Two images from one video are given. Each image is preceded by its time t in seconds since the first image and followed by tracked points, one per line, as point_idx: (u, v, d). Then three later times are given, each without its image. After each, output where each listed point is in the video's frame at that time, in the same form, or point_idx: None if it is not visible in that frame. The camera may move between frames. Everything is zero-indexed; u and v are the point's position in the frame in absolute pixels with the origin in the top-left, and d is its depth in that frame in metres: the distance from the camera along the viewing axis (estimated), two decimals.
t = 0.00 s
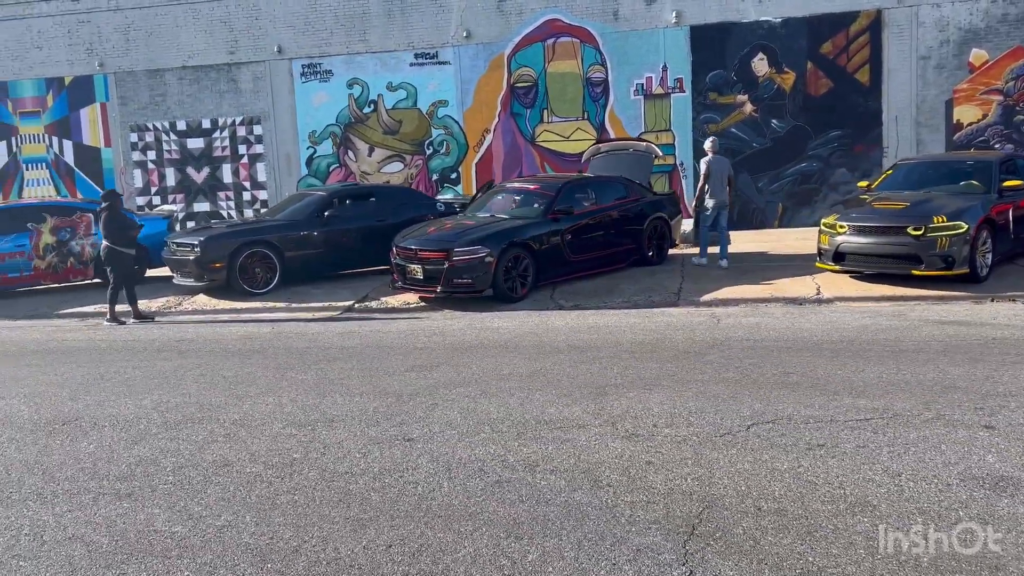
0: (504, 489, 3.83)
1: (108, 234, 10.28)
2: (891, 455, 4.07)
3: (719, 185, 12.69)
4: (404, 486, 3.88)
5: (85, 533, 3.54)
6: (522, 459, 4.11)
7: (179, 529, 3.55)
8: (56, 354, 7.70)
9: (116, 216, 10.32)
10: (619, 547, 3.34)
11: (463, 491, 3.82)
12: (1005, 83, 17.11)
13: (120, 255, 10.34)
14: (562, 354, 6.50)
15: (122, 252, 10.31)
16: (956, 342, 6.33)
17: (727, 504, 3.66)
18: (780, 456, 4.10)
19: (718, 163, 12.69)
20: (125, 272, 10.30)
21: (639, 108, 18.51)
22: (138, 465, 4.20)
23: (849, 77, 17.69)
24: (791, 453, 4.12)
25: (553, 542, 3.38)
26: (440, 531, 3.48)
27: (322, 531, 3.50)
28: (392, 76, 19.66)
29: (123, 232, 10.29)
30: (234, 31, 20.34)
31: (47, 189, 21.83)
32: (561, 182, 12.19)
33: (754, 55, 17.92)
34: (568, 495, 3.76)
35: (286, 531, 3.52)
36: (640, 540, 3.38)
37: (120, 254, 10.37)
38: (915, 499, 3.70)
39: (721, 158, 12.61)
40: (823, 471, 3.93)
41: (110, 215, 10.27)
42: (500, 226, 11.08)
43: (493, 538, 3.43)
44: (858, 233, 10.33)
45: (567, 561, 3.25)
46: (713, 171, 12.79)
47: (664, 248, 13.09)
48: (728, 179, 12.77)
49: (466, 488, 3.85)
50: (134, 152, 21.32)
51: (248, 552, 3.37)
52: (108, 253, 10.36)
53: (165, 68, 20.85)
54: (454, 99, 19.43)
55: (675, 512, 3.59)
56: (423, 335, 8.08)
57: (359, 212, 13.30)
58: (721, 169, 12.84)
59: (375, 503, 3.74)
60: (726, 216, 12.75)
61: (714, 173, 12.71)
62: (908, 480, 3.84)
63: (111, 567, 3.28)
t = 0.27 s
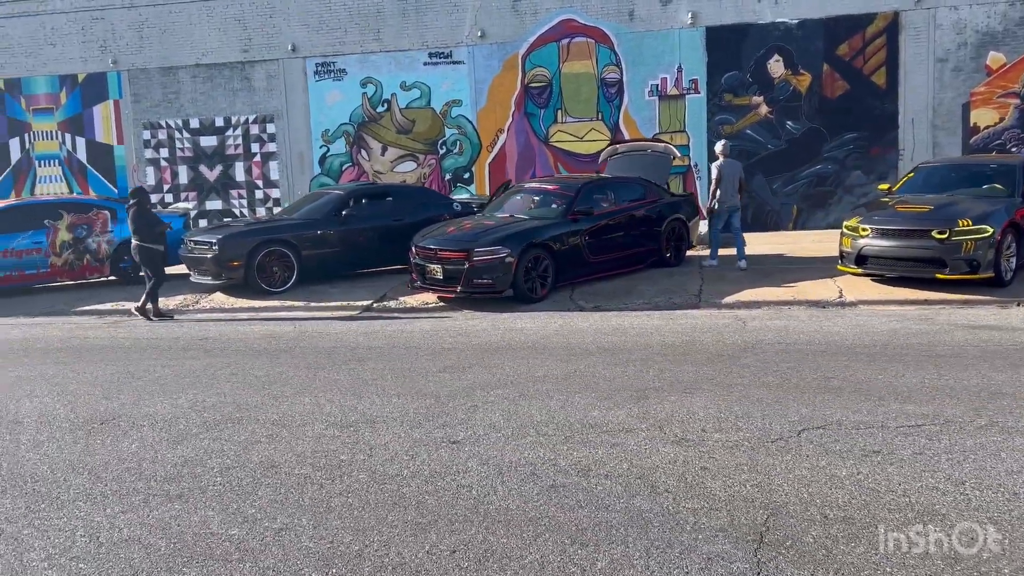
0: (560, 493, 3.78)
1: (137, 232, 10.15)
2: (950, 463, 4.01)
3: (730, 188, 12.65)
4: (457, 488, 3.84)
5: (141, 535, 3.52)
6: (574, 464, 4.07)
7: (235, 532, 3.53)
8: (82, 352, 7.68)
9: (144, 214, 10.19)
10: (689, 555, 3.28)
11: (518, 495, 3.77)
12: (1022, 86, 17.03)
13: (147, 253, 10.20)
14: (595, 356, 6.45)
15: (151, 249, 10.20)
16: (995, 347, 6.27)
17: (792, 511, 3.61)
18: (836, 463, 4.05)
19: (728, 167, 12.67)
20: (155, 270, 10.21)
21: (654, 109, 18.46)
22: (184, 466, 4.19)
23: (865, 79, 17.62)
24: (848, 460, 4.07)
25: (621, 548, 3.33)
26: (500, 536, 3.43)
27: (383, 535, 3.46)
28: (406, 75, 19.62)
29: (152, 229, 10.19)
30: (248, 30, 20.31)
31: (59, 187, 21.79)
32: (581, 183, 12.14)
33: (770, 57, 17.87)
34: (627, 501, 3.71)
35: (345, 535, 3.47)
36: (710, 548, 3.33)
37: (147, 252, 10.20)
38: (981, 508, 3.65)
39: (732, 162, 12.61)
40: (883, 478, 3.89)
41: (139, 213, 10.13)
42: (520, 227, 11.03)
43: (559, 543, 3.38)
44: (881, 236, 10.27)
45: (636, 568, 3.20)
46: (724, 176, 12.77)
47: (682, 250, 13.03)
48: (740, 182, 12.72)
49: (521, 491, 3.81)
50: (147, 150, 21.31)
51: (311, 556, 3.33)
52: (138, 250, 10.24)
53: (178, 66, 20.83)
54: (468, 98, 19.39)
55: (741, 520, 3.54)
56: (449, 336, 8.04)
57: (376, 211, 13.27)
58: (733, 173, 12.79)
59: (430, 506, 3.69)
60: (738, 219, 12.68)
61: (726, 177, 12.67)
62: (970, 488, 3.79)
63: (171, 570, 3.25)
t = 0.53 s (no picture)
0: (620, 488, 3.75)
1: (161, 223, 10.11)
2: (1010, 462, 3.98)
3: (741, 185, 12.59)
4: (514, 482, 3.81)
5: (202, 526, 3.47)
6: (629, 459, 4.04)
7: (296, 524, 3.48)
8: (105, 343, 7.62)
9: (168, 205, 10.15)
10: (764, 551, 3.25)
11: (578, 490, 3.74)
12: None
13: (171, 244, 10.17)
14: (626, 352, 6.42)
15: (175, 240, 10.15)
16: None
17: (859, 508, 3.58)
18: (895, 460, 4.02)
19: (737, 164, 12.61)
20: (178, 262, 10.17)
21: (666, 107, 18.43)
22: (231, 458, 4.14)
23: (879, 79, 17.59)
24: (907, 458, 4.04)
25: (694, 544, 3.29)
26: (568, 531, 3.40)
27: (449, 528, 3.43)
28: (418, 71, 19.57)
29: (176, 221, 10.13)
30: (259, 23, 20.25)
31: (67, 179, 21.64)
32: (598, 180, 12.10)
33: (783, 56, 17.83)
34: (690, 496, 3.68)
35: (410, 526, 3.44)
36: (784, 545, 3.30)
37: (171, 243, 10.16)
38: None
39: (740, 159, 12.56)
40: (946, 476, 3.86)
41: (163, 204, 10.11)
42: (539, 223, 11.00)
43: (629, 539, 3.34)
44: (902, 236, 10.24)
45: (712, 563, 3.17)
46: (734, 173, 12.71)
47: (698, 249, 13.00)
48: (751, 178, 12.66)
49: (581, 485, 3.78)
50: (156, 143, 21.23)
51: (379, 548, 3.29)
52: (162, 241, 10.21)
53: (188, 59, 20.77)
54: (479, 95, 19.34)
55: (810, 517, 3.51)
56: (474, 332, 8.01)
57: (390, 207, 13.23)
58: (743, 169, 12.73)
59: (491, 499, 3.66)
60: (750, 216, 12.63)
61: (736, 174, 12.61)
62: None
63: (236, 561, 3.20)
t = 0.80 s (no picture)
0: (679, 491, 3.72)
1: (184, 215, 10.07)
2: None
3: (757, 184, 12.50)
4: (571, 483, 3.79)
5: (259, 524, 3.45)
6: (684, 461, 4.02)
7: (355, 523, 3.46)
8: (129, 336, 7.57)
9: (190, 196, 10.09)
10: (838, 558, 3.23)
11: (638, 492, 3.71)
12: None
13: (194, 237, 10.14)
14: (659, 351, 6.36)
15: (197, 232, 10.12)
16: None
17: (926, 515, 3.55)
18: (953, 466, 3.98)
19: (752, 163, 12.51)
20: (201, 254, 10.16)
21: (680, 105, 18.37)
22: (279, 454, 4.11)
23: (894, 80, 17.53)
24: (966, 464, 4.00)
25: (765, 550, 3.27)
26: (635, 535, 3.37)
27: (512, 529, 3.40)
28: (431, 66, 19.52)
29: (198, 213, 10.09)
30: (272, 16, 20.19)
31: (77, 170, 21.58)
32: (617, 177, 12.05)
33: (799, 56, 17.77)
34: (752, 501, 3.65)
35: (472, 527, 3.42)
36: (857, 551, 3.27)
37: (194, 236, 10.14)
38: None
39: (754, 158, 12.47)
40: (1009, 483, 3.82)
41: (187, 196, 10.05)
42: (558, 220, 10.95)
43: (698, 543, 3.32)
44: (924, 238, 10.19)
45: (786, 570, 3.14)
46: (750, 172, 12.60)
47: (715, 248, 12.95)
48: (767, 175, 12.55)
49: (638, 488, 3.75)
50: (166, 134, 21.16)
51: (444, 549, 3.27)
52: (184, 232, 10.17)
53: (201, 51, 20.71)
54: (492, 91, 19.29)
55: (878, 523, 3.49)
56: (497, 329, 7.96)
57: (407, 202, 13.19)
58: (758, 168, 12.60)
59: (549, 501, 3.63)
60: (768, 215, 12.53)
61: (750, 173, 12.51)
62: None
63: (300, 561, 3.18)
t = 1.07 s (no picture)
0: (741, 496, 3.76)
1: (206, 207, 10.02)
2: None
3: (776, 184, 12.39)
4: (629, 486, 3.85)
5: (319, 524, 3.50)
6: (741, 465, 4.07)
7: (415, 523, 3.51)
8: (151, 328, 7.50)
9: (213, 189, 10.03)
10: (917, 567, 3.24)
11: (701, 497, 3.75)
12: None
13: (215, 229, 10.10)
14: (692, 352, 6.28)
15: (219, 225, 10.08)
16: None
17: (995, 523, 3.55)
18: (1018, 473, 3.98)
19: (771, 163, 12.42)
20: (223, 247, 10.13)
21: (696, 104, 18.28)
22: (322, 451, 4.21)
23: (912, 82, 17.43)
24: None
25: (842, 558, 3.27)
26: (704, 540, 3.39)
27: (578, 533, 3.44)
28: (445, 61, 19.43)
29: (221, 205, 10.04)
30: (285, 9, 20.10)
31: (87, 161, 21.50)
32: (637, 175, 11.97)
33: (815, 56, 17.67)
34: (817, 506, 3.68)
35: (539, 530, 3.46)
36: (938, 562, 3.28)
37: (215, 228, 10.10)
38: None
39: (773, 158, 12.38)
40: None
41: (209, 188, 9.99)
42: (579, 218, 10.88)
43: (770, 550, 3.33)
44: (947, 241, 10.12)
45: None
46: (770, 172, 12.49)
47: (733, 247, 12.87)
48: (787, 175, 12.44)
49: (699, 492, 3.79)
50: (177, 126, 21.06)
51: (510, 552, 3.30)
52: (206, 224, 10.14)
53: (213, 43, 20.62)
54: (506, 87, 19.19)
55: (954, 532, 3.49)
56: (521, 327, 7.89)
57: (424, 197, 13.13)
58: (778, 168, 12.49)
59: (609, 504, 3.68)
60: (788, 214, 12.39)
61: (769, 174, 12.41)
62: None
63: (365, 563, 3.22)
